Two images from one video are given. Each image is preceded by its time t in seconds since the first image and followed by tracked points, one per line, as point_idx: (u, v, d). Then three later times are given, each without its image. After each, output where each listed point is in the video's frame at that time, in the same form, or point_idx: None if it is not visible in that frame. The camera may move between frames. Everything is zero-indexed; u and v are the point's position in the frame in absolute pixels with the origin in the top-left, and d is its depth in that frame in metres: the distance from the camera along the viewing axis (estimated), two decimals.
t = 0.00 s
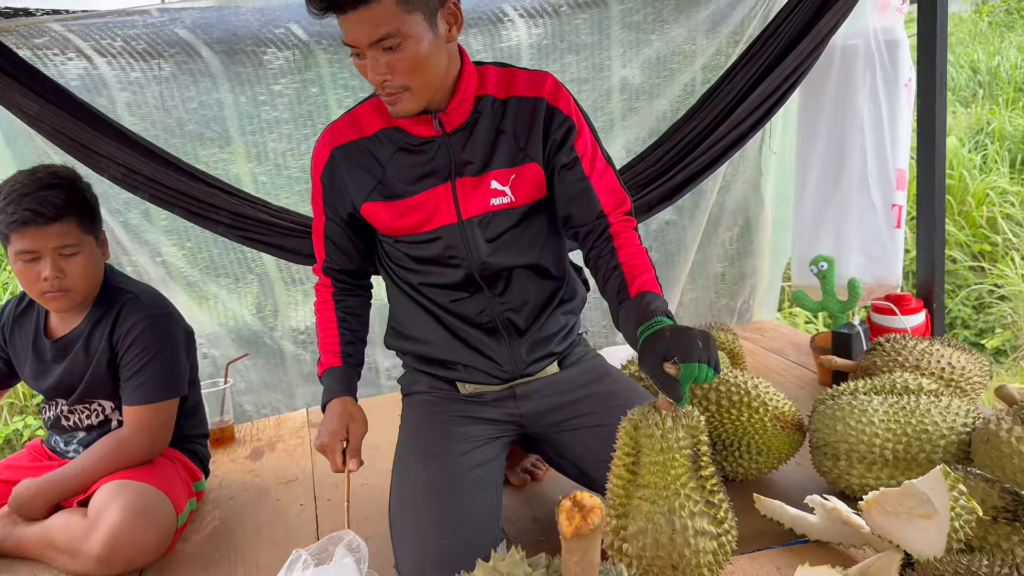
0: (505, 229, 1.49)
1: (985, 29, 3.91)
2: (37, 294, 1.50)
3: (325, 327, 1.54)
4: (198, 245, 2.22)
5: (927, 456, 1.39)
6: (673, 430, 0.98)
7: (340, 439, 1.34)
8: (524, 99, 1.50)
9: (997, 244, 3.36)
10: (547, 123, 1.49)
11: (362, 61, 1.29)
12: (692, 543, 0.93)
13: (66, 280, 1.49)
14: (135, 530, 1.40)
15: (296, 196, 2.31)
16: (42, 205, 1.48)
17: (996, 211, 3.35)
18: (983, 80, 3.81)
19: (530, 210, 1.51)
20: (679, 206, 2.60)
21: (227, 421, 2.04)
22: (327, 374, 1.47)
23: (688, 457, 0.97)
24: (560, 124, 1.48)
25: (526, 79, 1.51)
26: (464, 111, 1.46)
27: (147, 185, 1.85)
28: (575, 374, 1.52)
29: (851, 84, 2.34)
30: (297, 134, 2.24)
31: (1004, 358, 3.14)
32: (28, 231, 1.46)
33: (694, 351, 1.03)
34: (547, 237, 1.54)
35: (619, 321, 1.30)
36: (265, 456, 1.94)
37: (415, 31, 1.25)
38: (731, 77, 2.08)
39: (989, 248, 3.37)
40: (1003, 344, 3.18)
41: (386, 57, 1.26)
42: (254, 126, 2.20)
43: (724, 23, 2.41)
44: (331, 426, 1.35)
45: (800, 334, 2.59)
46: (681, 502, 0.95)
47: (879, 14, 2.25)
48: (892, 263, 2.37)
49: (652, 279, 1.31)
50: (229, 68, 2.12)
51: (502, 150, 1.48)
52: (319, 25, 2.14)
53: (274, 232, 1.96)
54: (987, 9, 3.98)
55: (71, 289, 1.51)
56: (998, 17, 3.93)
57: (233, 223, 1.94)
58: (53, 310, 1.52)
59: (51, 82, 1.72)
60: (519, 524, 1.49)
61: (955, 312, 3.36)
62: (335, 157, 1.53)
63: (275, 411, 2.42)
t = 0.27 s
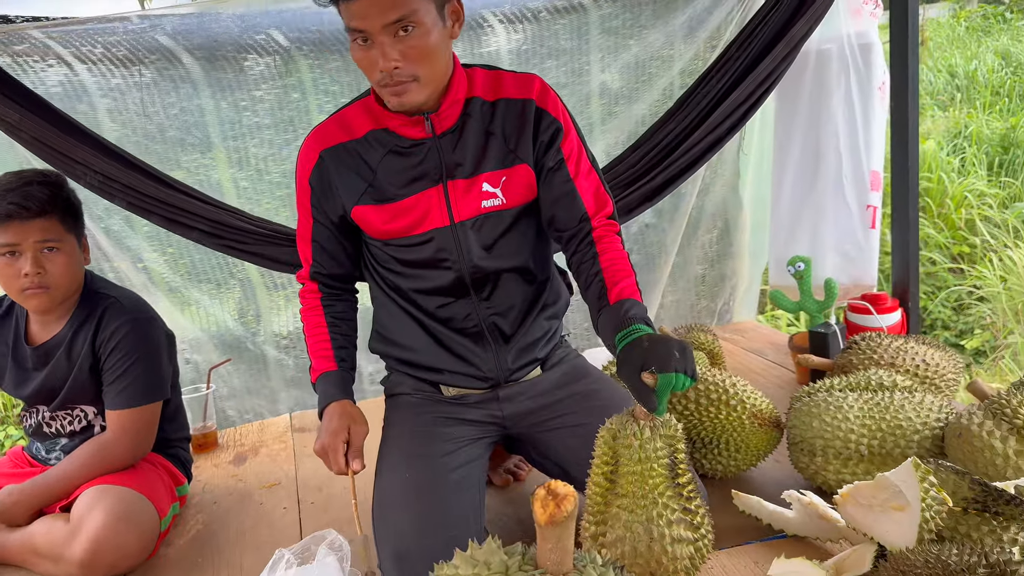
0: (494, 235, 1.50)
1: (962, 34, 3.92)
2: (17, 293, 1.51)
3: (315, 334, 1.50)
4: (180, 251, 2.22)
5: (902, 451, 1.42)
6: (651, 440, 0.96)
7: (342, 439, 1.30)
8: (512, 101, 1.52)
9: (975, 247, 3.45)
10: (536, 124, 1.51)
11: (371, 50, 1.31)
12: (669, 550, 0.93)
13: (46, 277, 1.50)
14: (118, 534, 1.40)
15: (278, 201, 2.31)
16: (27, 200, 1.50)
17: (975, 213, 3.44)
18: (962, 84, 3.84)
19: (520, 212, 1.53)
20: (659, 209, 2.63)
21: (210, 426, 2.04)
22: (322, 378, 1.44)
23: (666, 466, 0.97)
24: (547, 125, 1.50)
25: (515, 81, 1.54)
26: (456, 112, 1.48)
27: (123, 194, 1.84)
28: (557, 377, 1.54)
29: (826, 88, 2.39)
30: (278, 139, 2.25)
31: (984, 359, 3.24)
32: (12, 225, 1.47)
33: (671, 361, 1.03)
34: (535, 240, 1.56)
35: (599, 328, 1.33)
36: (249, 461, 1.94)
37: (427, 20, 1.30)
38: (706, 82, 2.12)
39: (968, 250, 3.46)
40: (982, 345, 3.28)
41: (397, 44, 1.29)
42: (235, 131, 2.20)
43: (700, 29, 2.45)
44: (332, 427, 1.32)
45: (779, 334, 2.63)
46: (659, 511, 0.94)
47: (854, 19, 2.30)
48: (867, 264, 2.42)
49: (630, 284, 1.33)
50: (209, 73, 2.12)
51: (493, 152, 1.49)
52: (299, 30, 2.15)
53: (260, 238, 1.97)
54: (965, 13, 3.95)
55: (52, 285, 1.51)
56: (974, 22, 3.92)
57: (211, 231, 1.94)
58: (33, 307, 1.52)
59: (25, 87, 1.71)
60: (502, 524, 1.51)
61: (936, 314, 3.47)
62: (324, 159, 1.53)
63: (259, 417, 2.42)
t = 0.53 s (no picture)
0: (484, 236, 1.52)
1: (944, 36, 4.14)
2: (5, 295, 1.51)
3: (303, 329, 1.47)
4: (167, 253, 2.22)
5: (880, 445, 1.45)
6: (650, 441, 0.94)
7: (337, 424, 1.28)
8: (504, 101, 1.55)
9: (958, 247, 3.48)
10: (526, 124, 1.54)
11: (380, 35, 1.34)
12: (663, 548, 0.91)
13: (35, 279, 1.51)
14: (106, 534, 1.41)
15: (264, 203, 2.32)
16: (15, 202, 1.51)
17: (956, 214, 3.50)
18: (943, 86, 4.05)
19: (513, 211, 1.55)
20: (643, 209, 2.67)
21: (197, 428, 2.05)
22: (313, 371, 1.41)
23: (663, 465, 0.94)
24: (537, 125, 1.53)
25: (506, 82, 1.57)
26: (450, 110, 1.51)
27: (109, 196, 1.84)
28: (542, 374, 1.55)
29: (806, 90, 2.43)
30: (264, 142, 2.26)
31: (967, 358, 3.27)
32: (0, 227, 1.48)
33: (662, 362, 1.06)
34: (526, 241, 1.59)
35: (591, 326, 1.36)
36: (236, 462, 1.94)
37: (438, 10, 1.36)
38: (690, 84, 2.16)
39: (950, 251, 3.49)
40: (966, 343, 3.29)
41: (410, 28, 1.33)
42: (220, 133, 2.21)
43: (682, 31, 2.49)
44: (327, 413, 1.30)
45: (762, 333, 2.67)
46: (654, 510, 0.92)
47: (833, 21, 2.36)
48: (847, 263, 2.48)
49: (620, 284, 1.37)
50: (195, 76, 2.13)
51: (485, 151, 1.52)
52: (285, 33, 2.16)
53: (251, 238, 1.97)
54: (946, 16, 4.16)
55: (40, 288, 1.52)
56: (956, 24, 4.14)
57: (196, 232, 1.94)
58: (21, 310, 1.53)
59: (11, 91, 1.71)
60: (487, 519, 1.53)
61: (919, 314, 3.47)
62: (319, 156, 1.53)
63: (245, 418, 2.42)
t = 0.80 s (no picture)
0: (479, 230, 1.55)
1: (929, 38, 4.27)
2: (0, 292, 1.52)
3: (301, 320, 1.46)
4: (155, 250, 2.22)
5: (864, 436, 1.46)
6: (638, 429, 0.95)
7: (350, 409, 1.27)
8: (498, 98, 1.57)
9: (943, 246, 3.53)
10: (519, 120, 1.57)
11: (383, 21, 1.36)
12: (649, 535, 0.91)
13: (33, 276, 1.52)
14: (95, 529, 1.41)
15: (252, 201, 2.31)
16: (13, 199, 1.52)
17: (942, 213, 3.54)
18: (929, 87, 4.13)
19: (507, 205, 1.58)
20: (631, 207, 2.69)
21: (186, 425, 2.04)
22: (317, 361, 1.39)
23: (649, 454, 0.95)
24: (530, 121, 1.56)
25: (500, 80, 1.59)
26: (446, 104, 1.53)
27: (99, 191, 1.84)
28: (531, 367, 1.57)
29: (791, 88, 2.46)
30: (252, 139, 2.25)
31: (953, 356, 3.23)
32: None
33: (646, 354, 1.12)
34: (518, 237, 1.62)
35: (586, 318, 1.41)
36: (225, 459, 1.94)
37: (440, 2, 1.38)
38: (674, 81, 2.18)
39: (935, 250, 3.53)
40: (950, 343, 3.26)
41: (413, 15, 1.35)
42: (209, 131, 2.21)
43: (669, 30, 2.51)
44: (334, 399, 1.30)
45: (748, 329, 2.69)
46: (641, 497, 0.92)
47: (817, 21, 2.38)
48: (833, 259, 2.49)
49: (614, 274, 1.42)
50: (183, 74, 2.13)
51: (480, 146, 1.54)
52: (274, 31, 2.17)
53: (243, 232, 1.97)
54: (932, 18, 4.38)
55: (38, 285, 1.54)
56: (941, 28, 4.29)
57: (186, 227, 1.94)
58: (17, 306, 1.54)
59: None
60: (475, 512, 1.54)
61: (905, 312, 3.49)
62: (315, 149, 1.53)
63: (234, 416, 2.42)
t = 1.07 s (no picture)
0: (473, 228, 1.57)
1: (915, 42, 4.32)
2: None
3: (296, 317, 1.46)
4: (146, 249, 2.22)
5: (850, 432, 1.49)
6: (639, 421, 0.96)
7: (344, 405, 1.29)
8: (493, 99, 1.59)
9: (930, 248, 3.57)
10: (513, 121, 1.58)
11: (384, 17, 1.37)
12: (647, 526, 0.93)
13: (24, 272, 1.52)
14: (87, 526, 1.42)
15: (243, 199, 2.31)
16: (5, 196, 1.52)
17: (929, 215, 3.58)
18: (916, 90, 4.18)
19: (500, 204, 1.59)
20: (620, 206, 2.71)
21: (177, 423, 2.05)
22: (312, 357, 1.40)
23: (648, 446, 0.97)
24: (524, 122, 1.58)
25: (495, 81, 1.61)
26: (441, 104, 1.54)
27: (90, 190, 1.84)
28: (521, 365, 1.59)
29: (779, 89, 2.49)
30: (244, 138, 2.26)
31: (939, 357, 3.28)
32: None
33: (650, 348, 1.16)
34: (509, 237, 1.63)
35: (582, 317, 1.44)
36: (216, 457, 1.95)
37: None
38: (661, 80, 2.20)
39: (923, 251, 3.58)
40: (937, 343, 3.29)
41: (414, 10, 1.37)
42: (200, 129, 2.21)
43: (658, 32, 2.53)
44: (331, 395, 1.32)
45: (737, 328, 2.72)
46: (641, 489, 0.94)
47: (805, 22, 2.41)
48: (820, 259, 2.52)
49: (609, 274, 1.45)
50: (175, 73, 2.13)
51: (474, 146, 1.56)
52: (265, 30, 2.17)
53: (233, 232, 1.97)
54: (920, 22, 4.45)
55: (28, 281, 1.54)
56: (929, 31, 4.34)
57: (177, 226, 1.94)
58: (7, 303, 1.54)
59: None
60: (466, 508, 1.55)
61: (893, 313, 3.53)
62: (311, 145, 1.53)
63: (225, 414, 2.42)
